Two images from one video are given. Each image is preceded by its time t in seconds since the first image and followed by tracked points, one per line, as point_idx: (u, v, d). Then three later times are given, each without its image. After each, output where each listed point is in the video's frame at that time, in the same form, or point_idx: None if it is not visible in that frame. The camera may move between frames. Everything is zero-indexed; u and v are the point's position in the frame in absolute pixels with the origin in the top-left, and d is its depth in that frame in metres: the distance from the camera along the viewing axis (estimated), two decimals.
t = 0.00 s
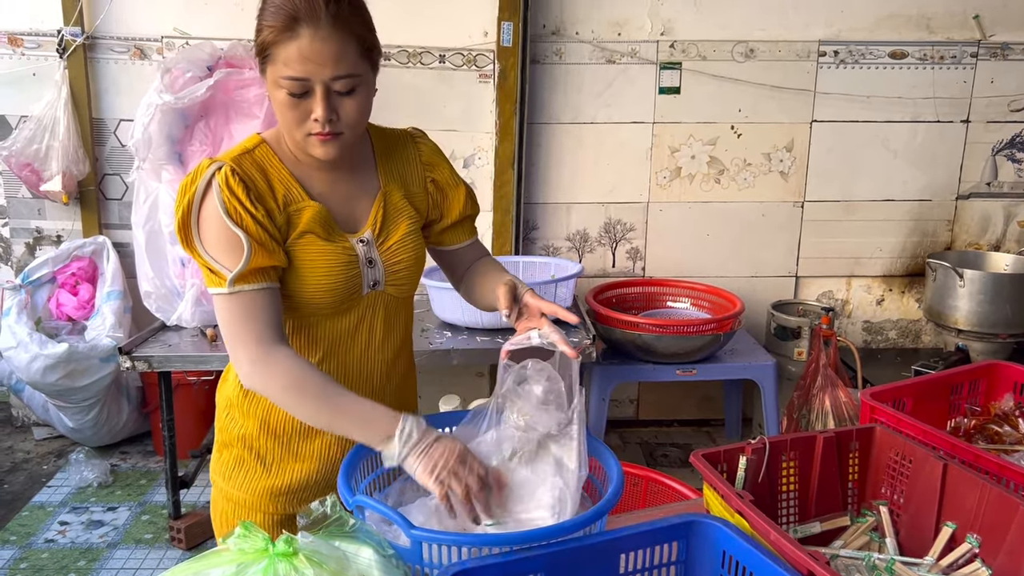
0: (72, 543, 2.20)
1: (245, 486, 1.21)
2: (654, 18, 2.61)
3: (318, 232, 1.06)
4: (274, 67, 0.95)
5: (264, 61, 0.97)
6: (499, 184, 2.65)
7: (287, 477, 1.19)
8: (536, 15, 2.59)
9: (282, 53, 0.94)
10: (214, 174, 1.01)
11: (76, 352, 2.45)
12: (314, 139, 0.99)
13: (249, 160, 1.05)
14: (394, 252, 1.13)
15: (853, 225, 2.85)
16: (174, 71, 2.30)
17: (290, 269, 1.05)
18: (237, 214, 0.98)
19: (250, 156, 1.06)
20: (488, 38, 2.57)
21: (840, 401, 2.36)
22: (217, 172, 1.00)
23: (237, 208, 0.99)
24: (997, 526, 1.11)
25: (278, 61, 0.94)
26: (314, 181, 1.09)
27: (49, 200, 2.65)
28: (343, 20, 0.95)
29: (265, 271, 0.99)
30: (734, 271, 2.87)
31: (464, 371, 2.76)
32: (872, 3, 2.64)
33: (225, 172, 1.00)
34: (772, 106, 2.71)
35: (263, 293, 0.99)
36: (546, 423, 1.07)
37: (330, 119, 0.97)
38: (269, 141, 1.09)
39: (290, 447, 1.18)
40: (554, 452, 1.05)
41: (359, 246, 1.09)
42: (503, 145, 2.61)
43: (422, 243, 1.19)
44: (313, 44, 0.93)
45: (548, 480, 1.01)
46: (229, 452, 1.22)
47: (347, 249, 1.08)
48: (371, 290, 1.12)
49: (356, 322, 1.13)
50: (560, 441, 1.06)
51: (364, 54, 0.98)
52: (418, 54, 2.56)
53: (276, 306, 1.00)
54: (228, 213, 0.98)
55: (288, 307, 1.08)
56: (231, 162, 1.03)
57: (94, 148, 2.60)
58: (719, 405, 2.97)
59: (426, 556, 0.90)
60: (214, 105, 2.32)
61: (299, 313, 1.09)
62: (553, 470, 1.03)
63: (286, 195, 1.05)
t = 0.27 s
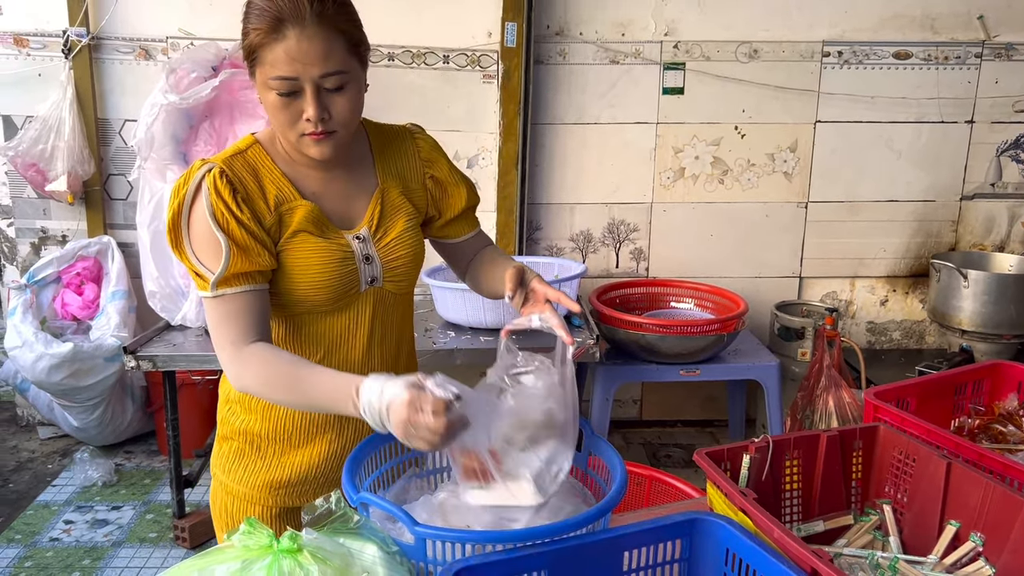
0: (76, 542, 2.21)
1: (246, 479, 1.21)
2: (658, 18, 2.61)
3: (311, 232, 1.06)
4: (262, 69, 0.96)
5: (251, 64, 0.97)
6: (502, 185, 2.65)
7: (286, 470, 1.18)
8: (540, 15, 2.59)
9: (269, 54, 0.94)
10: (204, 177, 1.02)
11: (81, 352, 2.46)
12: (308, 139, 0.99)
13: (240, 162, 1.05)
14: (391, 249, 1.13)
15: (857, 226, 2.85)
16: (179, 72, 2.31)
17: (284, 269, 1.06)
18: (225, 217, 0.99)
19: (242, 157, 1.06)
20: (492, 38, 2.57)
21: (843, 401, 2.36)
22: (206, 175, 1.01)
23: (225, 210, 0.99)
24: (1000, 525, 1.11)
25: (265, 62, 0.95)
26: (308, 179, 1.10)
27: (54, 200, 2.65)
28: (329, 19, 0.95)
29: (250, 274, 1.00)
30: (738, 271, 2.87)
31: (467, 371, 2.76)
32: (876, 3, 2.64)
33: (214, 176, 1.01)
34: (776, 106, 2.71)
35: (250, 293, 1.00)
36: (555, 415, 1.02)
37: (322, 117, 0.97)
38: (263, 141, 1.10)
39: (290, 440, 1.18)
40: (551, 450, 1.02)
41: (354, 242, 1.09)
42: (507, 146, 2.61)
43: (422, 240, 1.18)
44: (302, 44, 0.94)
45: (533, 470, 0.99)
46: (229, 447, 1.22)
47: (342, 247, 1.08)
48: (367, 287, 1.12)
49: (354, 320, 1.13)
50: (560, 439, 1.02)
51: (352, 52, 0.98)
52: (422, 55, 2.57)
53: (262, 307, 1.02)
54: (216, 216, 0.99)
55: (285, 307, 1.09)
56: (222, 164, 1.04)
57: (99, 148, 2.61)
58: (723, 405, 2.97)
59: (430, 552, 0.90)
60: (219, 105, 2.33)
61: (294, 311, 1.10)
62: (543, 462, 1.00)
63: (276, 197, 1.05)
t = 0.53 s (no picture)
0: (81, 541, 2.21)
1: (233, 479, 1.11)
2: (662, 19, 2.61)
3: (277, 228, 0.99)
4: (235, 65, 0.91)
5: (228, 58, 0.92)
6: (506, 186, 2.66)
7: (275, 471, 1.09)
8: (544, 16, 2.59)
9: (241, 49, 0.89)
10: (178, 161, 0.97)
11: (86, 352, 2.46)
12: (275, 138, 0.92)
13: (217, 152, 0.99)
14: (363, 255, 1.02)
15: (861, 227, 2.85)
16: (184, 72, 2.33)
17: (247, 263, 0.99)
18: (182, 196, 0.93)
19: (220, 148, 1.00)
20: (495, 39, 2.58)
21: (847, 402, 2.36)
22: (180, 159, 0.97)
23: (183, 193, 0.93)
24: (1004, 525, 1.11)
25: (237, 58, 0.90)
26: (285, 179, 1.01)
27: (60, 201, 2.66)
28: (304, 17, 0.89)
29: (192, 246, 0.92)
30: (741, 272, 2.87)
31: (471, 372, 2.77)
32: (880, 4, 2.64)
33: (182, 162, 0.96)
34: (780, 107, 2.71)
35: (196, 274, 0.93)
36: (441, 370, 0.77)
37: (289, 114, 0.90)
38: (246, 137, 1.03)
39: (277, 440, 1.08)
40: (425, 407, 0.77)
41: (325, 247, 1.00)
42: (510, 147, 2.62)
43: (404, 249, 1.06)
44: (274, 39, 0.88)
45: (392, 422, 0.76)
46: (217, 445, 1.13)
47: (311, 247, 1.00)
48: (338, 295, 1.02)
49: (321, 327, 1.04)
50: (444, 398, 0.77)
51: (330, 52, 0.92)
52: (426, 56, 2.57)
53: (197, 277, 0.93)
54: (174, 194, 0.93)
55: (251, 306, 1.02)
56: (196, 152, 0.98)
57: (105, 149, 2.62)
58: (726, 406, 2.97)
59: (433, 551, 0.91)
60: (224, 105, 2.32)
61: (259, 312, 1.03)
62: (411, 420, 0.77)
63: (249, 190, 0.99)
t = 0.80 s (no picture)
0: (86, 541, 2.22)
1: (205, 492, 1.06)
2: (666, 21, 2.61)
3: (202, 237, 0.97)
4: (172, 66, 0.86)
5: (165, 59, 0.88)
6: (511, 187, 2.66)
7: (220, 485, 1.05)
8: (549, 18, 2.60)
9: (179, 49, 0.85)
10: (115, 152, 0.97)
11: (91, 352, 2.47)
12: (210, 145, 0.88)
13: (158, 154, 0.98)
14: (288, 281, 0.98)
15: (866, 228, 2.84)
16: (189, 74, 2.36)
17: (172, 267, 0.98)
18: (105, 185, 0.92)
19: (158, 152, 0.99)
20: (500, 41, 2.58)
21: (851, 404, 2.35)
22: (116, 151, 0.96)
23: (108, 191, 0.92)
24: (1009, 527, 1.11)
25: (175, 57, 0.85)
26: (220, 189, 0.98)
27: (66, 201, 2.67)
28: (249, 17, 0.85)
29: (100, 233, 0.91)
30: (746, 274, 2.87)
31: (475, 373, 2.77)
32: (885, 6, 2.64)
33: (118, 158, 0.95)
34: (784, 109, 2.71)
35: (99, 263, 0.92)
36: (220, 469, 0.67)
37: (221, 119, 0.85)
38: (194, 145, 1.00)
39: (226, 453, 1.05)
40: (191, 512, 0.66)
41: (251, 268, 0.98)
42: (515, 148, 2.62)
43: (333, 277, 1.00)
44: (215, 38, 0.84)
45: (138, 524, 0.64)
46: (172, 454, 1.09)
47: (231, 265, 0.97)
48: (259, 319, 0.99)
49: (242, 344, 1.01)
50: (218, 504, 0.67)
51: (274, 56, 0.87)
52: (430, 57, 2.58)
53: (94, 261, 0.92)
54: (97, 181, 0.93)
55: (178, 313, 1.01)
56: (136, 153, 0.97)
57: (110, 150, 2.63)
58: (730, 408, 2.97)
59: (436, 551, 0.91)
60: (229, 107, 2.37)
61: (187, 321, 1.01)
62: (166, 525, 0.65)
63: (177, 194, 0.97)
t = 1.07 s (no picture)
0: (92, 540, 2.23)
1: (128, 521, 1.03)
2: (671, 22, 2.61)
3: (127, 272, 0.91)
4: (106, 78, 0.79)
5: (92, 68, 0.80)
6: (515, 188, 2.66)
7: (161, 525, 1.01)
8: (553, 19, 2.60)
9: (116, 61, 0.78)
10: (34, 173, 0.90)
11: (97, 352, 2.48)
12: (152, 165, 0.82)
13: (73, 174, 0.90)
14: (218, 317, 0.93)
15: (870, 229, 2.84)
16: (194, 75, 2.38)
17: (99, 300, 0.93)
18: (19, 215, 0.86)
19: (74, 170, 0.91)
20: (504, 42, 2.58)
21: (855, 405, 2.35)
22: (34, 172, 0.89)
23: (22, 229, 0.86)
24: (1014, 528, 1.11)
25: (111, 69, 0.78)
26: (144, 211, 0.91)
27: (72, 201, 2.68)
28: (194, 25, 0.79)
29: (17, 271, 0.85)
30: (750, 275, 2.87)
31: (478, 373, 2.77)
32: (889, 7, 2.64)
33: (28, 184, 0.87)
34: (788, 110, 2.70)
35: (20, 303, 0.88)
36: None
37: (168, 140, 0.80)
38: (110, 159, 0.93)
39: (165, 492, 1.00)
40: None
41: (177, 304, 0.92)
42: (519, 149, 2.62)
43: (262, 310, 0.94)
44: (161, 51, 0.78)
45: None
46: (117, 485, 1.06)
47: (159, 302, 0.91)
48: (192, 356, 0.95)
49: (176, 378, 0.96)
50: None
51: (221, 68, 0.82)
52: (435, 58, 2.58)
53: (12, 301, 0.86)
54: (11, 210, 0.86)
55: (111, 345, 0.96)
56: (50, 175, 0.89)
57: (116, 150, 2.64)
58: (734, 409, 2.96)
59: (440, 551, 0.91)
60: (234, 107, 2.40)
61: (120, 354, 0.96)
62: None
63: (100, 220, 0.90)
